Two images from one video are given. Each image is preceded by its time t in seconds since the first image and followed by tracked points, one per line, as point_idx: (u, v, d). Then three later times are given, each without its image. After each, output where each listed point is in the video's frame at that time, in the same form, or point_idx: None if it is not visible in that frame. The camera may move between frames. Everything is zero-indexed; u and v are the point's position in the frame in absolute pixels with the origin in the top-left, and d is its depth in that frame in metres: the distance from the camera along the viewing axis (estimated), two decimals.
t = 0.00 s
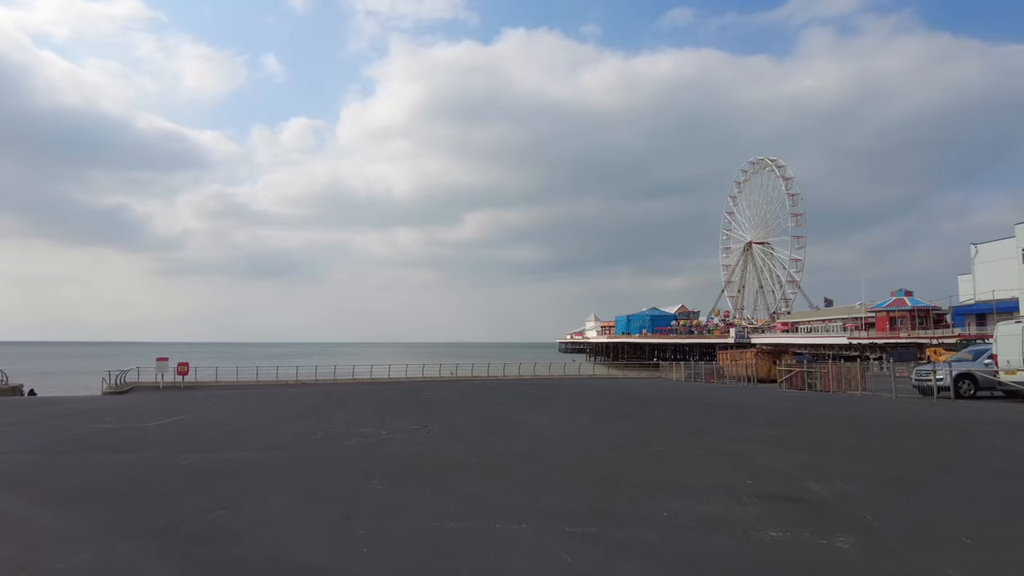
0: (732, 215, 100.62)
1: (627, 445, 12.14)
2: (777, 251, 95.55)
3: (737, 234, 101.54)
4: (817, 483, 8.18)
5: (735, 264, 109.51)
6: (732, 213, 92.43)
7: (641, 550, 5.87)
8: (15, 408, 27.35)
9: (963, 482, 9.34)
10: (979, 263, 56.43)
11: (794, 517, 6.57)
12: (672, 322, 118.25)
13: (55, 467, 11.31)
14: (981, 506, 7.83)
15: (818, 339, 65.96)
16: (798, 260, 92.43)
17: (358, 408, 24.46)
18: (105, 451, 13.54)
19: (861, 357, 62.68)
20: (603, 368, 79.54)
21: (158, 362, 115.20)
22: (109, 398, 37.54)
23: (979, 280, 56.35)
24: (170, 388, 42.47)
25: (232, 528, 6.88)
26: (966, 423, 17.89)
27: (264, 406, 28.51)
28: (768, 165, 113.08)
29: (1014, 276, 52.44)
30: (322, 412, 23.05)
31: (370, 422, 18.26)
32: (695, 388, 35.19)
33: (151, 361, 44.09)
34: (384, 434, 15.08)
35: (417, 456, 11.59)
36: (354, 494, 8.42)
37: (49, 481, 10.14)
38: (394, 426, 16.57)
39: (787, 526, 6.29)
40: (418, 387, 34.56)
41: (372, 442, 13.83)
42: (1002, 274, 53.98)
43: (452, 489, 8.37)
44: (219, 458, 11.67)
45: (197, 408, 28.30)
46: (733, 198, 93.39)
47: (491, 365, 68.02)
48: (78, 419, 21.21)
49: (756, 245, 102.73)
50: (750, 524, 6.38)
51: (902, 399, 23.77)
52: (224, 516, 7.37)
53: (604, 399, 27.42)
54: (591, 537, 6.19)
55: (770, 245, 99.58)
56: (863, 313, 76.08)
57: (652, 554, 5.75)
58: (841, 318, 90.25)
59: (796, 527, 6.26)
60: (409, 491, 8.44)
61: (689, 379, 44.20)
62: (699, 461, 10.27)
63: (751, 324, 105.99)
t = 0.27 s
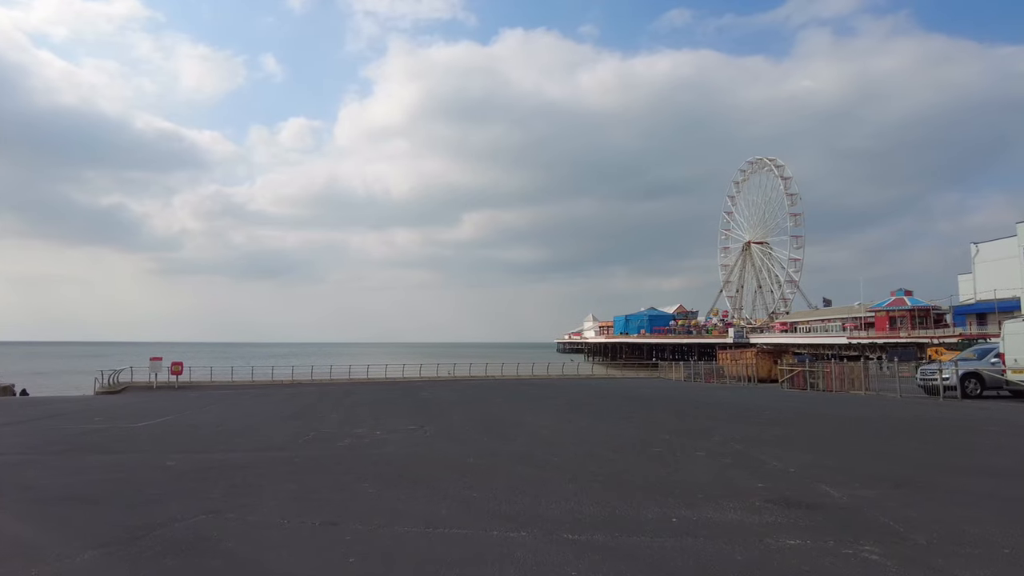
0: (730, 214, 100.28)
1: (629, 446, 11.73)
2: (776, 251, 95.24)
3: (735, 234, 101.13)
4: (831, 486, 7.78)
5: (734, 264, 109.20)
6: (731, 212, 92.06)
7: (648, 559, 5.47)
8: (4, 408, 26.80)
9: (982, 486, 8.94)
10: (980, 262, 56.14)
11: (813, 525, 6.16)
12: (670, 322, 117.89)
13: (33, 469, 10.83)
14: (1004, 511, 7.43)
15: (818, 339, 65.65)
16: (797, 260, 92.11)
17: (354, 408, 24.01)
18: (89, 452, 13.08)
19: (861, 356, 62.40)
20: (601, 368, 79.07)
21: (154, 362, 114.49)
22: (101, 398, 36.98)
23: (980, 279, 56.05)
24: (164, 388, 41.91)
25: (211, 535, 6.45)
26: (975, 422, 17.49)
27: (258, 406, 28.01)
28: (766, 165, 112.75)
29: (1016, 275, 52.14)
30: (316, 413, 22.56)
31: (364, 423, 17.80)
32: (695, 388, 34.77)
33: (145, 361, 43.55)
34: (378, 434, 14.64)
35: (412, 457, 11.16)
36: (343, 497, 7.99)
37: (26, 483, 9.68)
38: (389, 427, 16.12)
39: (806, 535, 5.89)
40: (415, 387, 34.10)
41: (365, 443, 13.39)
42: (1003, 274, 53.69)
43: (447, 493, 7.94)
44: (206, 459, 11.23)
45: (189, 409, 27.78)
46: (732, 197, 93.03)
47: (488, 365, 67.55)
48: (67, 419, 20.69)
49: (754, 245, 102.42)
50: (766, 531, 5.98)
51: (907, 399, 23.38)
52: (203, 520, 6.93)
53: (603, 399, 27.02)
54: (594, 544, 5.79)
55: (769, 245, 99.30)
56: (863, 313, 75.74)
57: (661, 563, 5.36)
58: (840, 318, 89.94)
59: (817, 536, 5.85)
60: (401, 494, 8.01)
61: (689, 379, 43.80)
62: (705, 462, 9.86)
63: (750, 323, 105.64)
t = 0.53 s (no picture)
0: (730, 214, 99.82)
1: (634, 452, 11.26)
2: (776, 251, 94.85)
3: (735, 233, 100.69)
4: (851, 497, 7.33)
5: (734, 263, 108.79)
6: (731, 212, 91.64)
7: None
8: None
9: (1007, 495, 8.49)
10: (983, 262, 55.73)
11: (836, 544, 5.72)
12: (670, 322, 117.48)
13: (11, 478, 10.36)
14: None
15: (819, 339, 65.23)
16: (798, 260, 91.72)
17: (349, 411, 23.52)
18: (72, 458, 12.59)
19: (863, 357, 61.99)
20: (601, 368, 78.60)
21: (152, 362, 114.02)
22: (95, 399, 36.46)
23: (983, 279, 55.64)
24: (159, 389, 41.39)
25: (188, 554, 5.99)
26: (987, 425, 17.05)
27: (253, 408, 27.54)
28: (766, 164, 112.31)
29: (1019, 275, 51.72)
30: (310, 415, 22.08)
31: (359, 426, 17.31)
32: (697, 389, 34.32)
33: (140, 361, 43.05)
34: (373, 439, 14.16)
35: (407, 464, 10.69)
36: (333, 510, 7.54)
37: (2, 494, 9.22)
38: (385, 431, 15.65)
39: (832, 555, 5.43)
40: (412, 389, 33.61)
41: (359, 448, 12.92)
42: (1006, 273, 53.28)
43: (443, 506, 7.48)
44: (192, 467, 10.75)
45: (182, 411, 27.27)
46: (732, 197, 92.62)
47: (488, 366, 67.08)
48: (55, 422, 20.19)
49: (755, 245, 102.01)
50: (789, 551, 5.52)
51: (914, 400, 22.92)
52: (181, 538, 6.47)
53: (604, 401, 26.59)
54: (602, 565, 5.34)
55: (769, 244, 98.92)
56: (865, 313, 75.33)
57: None
58: (841, 318, 89.55)
59: (844, 557, 5.40)
60: (395, 507, 7.56)
61: (690, 380, 43.34)
62: (715, 470, 9.40)
63: (750, 323, 105.20)
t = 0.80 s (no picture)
0: (732, 213, 99.47)
1: (643, 453, 10.82)
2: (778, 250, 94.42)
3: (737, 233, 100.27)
4: (879, 501, 6.90)
5: (735, 263, 108.40)
6: (732, 211, 91.24)
7: None
8: None
9: None
10: (988, 261, 55.31)
11: (871, 554, 5.29)
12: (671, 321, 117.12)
13: None
14: None
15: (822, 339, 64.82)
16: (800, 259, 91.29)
17: (348, 411, 23.09)
18: (59, 460, 12.15)
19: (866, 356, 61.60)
20: (602, 368, 78.15)
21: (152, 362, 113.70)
22: (90, 399, 36.02)
23: (988, 278, 55.22)
24: (156, 389, 40.96)
25: (172, 563, 5.57)
26: (1002, 425, 16.62)
27: (251, 408, 27.14)
28: (768, 164, 111.96)
29: None
30: (308, 416, 21.65)
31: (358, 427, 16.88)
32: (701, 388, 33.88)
33: (137, 361, 42.63)
34: (372, 440, 13.71)
35: (407, 467, 10.25)
36: (328, 516, 7.11)
37: None
38: (385, 431, 15.26)
39: (868, 566, 5.00)
40: (412, 389, 33.16)
41: (357, 450, 12.49)
42: (1011, 272, 52.86)
43: (444, 512, 7.07)
44: (183, 469, 10.32)
45: (178, 411, 26.83)
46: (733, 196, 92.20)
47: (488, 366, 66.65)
48: (47, 422, 19.74)
49: (756, 244, 101.62)
50: (821, 561, 5.09)
51: (924, 400, 22.48)
52: (165, 545, 6.06)
53: (608, 400, 26.14)
54: None
55: (771, 244, 98.50)
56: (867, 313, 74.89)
57: None
58: (844, 318, 89.18)
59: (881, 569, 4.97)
60: (395, 513, 7.14)
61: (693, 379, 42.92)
62: (730, 472, 8.97)
63: (752, 323, 104.75)
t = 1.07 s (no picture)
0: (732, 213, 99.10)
1: (649, 460, 10.44)
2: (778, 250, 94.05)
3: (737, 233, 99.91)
4: (902, 515, 6.51)
5: (735, 263, 108.11)
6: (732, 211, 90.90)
7: None
8: None
9: None
10: (990, 261, 54.95)
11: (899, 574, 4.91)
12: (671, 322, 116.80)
13: None
14: None
15: (823, 339, 64.49)
16: (800, 260, 90.93)
17: (345, 413, 22.69)
18: (44, 465, 11.76)
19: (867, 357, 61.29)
20: (602, 369, 77.76)
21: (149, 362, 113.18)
22: (85, 400, 35.56)
23: (990, 278, 54.86)
24: (152, 390, 40.52)
25: None
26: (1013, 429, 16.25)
27: (246, 410, 26.72)
28: (768, 164, 111.68)
29: None
30: (304, 418, 21.25)
31: (354, 429, 16.48)
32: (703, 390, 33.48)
33: (133, 361, 42.19)
34: (368, 445, 13.32)
35: (403, 473, 9.86)
36: (317, 529, 6.73)
37: None
38: (381, 435, 14.88)
39: None
40: (411, 390, 32.75)
41: (352, 455, 12.10)
42: (1013, 272, 52.57)
43: (441, 525, 6.68)
44: (171, 475, 9.92)
45: (173, 413, 26.40)
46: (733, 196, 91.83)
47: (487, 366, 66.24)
48: (37, 424, 19.33)
49: (756, 244, 101.31)
50: None
51: (930, 402, 22.12)
52: (140, 563, 5.68)
53: (609, 402, 25.70)
54: None
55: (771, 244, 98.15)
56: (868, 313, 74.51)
57: None
58: (844, 319, 88.91)
59: None
60: (389, 525, 6.77)
61: (694, 381, 42.55)
62: (741, 480, 8.59)
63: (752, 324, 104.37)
